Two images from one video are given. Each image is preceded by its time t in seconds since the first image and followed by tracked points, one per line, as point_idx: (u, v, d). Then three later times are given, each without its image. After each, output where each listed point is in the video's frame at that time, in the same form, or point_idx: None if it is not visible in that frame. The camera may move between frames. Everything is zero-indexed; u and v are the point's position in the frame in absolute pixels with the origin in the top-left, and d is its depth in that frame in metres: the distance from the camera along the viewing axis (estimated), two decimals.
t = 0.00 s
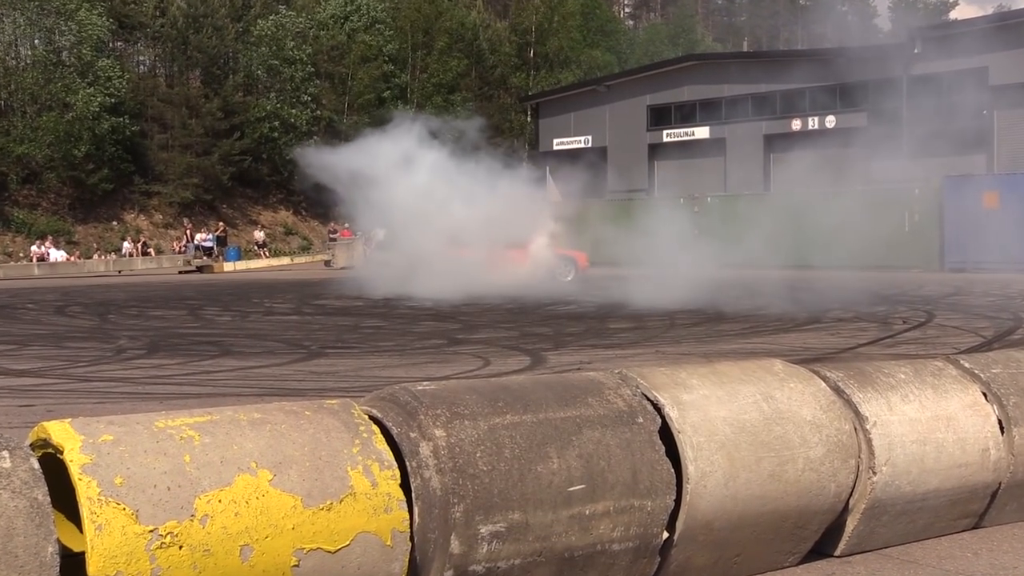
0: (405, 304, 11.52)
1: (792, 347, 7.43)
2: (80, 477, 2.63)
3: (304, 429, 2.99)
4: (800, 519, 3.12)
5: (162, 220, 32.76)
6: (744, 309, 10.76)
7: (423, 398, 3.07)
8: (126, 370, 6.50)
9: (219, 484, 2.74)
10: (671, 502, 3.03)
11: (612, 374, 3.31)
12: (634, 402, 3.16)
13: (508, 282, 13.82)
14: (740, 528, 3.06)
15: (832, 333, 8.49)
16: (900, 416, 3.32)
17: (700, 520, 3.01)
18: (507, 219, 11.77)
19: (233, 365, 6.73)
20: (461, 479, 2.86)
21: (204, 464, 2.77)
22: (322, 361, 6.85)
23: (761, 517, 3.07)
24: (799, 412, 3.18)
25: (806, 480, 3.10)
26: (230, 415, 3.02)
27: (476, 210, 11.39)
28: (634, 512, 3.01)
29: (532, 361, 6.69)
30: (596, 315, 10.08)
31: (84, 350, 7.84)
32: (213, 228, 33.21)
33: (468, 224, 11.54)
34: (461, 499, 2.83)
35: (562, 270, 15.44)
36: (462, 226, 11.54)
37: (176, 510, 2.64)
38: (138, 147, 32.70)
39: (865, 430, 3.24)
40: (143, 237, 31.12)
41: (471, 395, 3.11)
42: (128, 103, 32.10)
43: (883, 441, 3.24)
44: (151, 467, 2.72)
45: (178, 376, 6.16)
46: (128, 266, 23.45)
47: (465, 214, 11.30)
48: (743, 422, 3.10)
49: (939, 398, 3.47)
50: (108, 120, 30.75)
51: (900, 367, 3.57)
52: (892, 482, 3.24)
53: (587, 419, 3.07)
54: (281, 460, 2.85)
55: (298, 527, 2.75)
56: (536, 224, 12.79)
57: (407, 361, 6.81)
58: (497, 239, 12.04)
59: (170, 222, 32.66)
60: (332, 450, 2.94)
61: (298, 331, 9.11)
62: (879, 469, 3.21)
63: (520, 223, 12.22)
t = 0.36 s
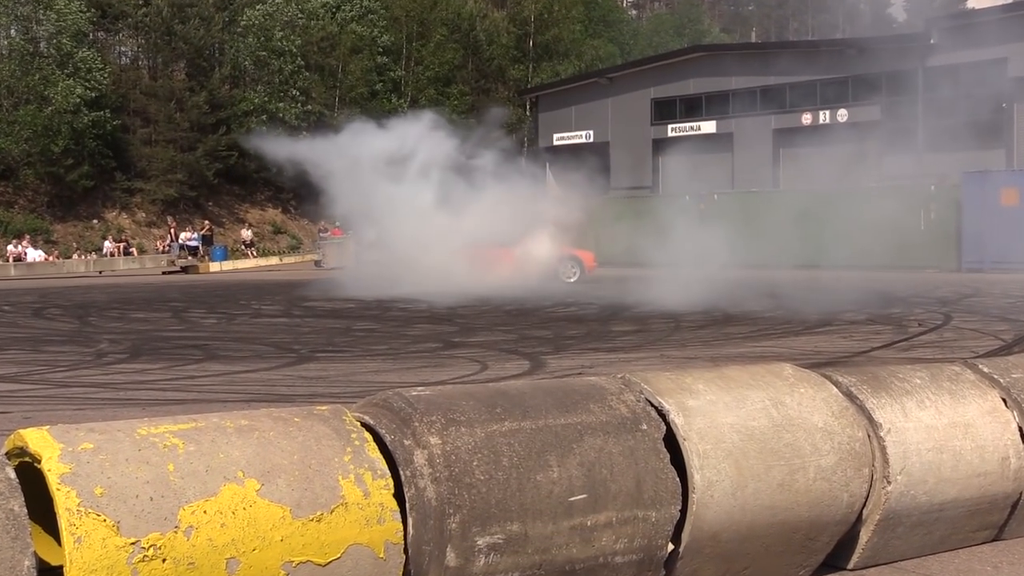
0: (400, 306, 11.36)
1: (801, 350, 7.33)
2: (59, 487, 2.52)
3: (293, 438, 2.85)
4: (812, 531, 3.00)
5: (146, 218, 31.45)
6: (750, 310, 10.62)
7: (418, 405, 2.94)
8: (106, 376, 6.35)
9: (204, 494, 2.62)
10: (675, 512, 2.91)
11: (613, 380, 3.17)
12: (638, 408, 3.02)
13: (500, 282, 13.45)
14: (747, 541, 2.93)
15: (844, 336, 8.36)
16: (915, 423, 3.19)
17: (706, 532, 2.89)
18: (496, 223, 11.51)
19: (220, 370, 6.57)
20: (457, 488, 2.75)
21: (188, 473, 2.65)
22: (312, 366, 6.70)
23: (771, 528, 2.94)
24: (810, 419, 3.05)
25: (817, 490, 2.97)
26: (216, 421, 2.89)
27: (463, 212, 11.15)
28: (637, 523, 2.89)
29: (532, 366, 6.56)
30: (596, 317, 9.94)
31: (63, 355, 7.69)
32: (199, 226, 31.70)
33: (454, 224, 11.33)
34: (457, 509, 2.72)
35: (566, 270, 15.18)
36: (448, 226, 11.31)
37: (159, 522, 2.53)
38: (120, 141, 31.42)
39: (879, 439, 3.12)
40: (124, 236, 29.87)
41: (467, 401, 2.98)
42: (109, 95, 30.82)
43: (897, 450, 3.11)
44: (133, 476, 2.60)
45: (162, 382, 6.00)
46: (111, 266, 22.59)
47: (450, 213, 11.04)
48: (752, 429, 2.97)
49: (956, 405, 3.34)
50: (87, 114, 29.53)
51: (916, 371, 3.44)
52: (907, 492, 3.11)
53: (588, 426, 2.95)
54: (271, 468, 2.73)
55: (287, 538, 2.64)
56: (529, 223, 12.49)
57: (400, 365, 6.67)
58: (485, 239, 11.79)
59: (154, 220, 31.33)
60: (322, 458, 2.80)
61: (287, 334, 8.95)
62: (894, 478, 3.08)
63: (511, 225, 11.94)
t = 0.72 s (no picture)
0: (391, 305, 10.96)
1: (823, 358, 7.04)
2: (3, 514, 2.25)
3: (265, 456, 2.55)
4: (846, 559, 2.69)
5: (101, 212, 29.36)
6: (765, 312, 10.14)
7: (409, 419, 2.64)
8: (59, 389, 6.01)
9: (167, 520, 2.34)
10: (693, 539, 2.62)
11: (624, 392, 2.86)
12: (651, 423, 2.71)
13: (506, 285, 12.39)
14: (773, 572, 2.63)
15: (884, 342, 8.02)
16: (964, 442, 2.80)
17: (727, 561, 2.60)
18: (482, 216, 10.81)
19: (191, 381, 6.26)
20: (448, 515, 2.45)
21: (148, 496, 2.36)
22: (287, 376, 6.38)
23: (801, 557, 2.64)
24: (844, 435, 2.72)
25: (851, 515, 2.66)
26: (181, 438, 2.58)
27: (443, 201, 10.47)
28: (650, 553, 2.59)
29: (532, 376, 6.28)
30: (601, 322, 9.54)
31: (16, 364, 7.33)
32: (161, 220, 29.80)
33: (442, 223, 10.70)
34: (450, 538, 2.43)
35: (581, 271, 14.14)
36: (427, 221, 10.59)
37: (115, 553, 2.26)
38: (72, 124, 29.37)
39: (922, 459, 2.76)
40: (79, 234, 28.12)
41: (460, 415, 2.67)
42: (58, 74, 29.07)
43: (942, 472, 2.74)
44: (85, 501, 2.32)
45: (120, 395, 5.68)
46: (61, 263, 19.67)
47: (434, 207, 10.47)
48: (779, 447, 2.66)
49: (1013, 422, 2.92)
50: (37, 95, 27.57)
51: (966, 385, 3.02)
52: (952, 520, 2.74)
53: (595, 443, 2.64)
54: (241, 491, 2.44)
55: (259, 570, 2.38)
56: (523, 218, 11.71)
57: (386, 376, 6.33)
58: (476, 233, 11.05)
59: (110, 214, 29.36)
60: (298, 480, 2.51)
61: (262, 340, 8.54)
62: (938, 503, 2.73)
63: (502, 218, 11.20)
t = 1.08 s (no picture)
0: (382, 307, 10.14)
1: (868, 370, 6.21)
2: None
3: (236, 476, 2.27)
4: None
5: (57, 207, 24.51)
6: (793, 316, 8.83)
7: (400, 434, 2.37)
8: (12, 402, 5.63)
9: (128, 547, 2.09)
10: (711, 567, 2.37)
11: (636, 403, 2.59)
12: (666, 438, 2.44)
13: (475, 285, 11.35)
14: None
15: (908, 343, 7.51)
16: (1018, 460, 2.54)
17: None
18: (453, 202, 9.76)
19: (162, 391, 5.92)
20: (442, 541, 2.20)
21: (108, 521, 2.10)
22: (263, 387, 6.03)
23: None
24: (883, 453, 2.45)
25: (891, 541, 2.40)
26: (145, 455, 2.30)
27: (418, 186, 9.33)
28: None
29: (535, 388, 5.92)
30: (616, 327, 8.63)
31: None
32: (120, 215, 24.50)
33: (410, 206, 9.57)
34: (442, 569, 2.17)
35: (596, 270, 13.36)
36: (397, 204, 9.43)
37: None
38: (21, 108, 23.72)
39: (971, 480, 2.49)
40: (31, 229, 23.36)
41: (456, 430, 2.40)
42: (6, 49, 23.23)
43: (991, 493, 2.48)
44: (33, 525, 2.05)
45: (76, 410, 5.33)
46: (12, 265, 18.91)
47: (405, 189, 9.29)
48: (810, 467, 2.39)
49: None
50: None
51: (1016, 397, 2.76)
52: (1004, 547, 2.48)
53: (605, 461, 2.37)
54: (212, 514, 2.17)
55: None
56: (498, 209, 10.62)
57: (371, 393, 5.79)
58: (445, 226, 10.02)
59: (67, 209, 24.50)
60: (275, 502, 2.24)
61: (236, 347, 7.75)
62: (988, 529, 2.47)
63: (478, 212, 10.11)
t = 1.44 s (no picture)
0: (347, 311, 9.38)
1: (888, 383, 5.81)
2: None
3: (184, 501, 2.01)
4: None
5: None
6: (808, 321, 8.20)
7: (368, 453, 2.11)
8: None
9: None
10: None
11: (629, 420, 2.33)
12: (665, 458, 2.18)
13: (416, 281, 10.45)
14: None
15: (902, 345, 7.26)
16: None
17: None
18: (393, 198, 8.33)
19: (99, 407, 5.56)
20: (414, 575, 1.95)
21: (36, 555, 1.83)
22: (224, 401, 5.68)
23: None
24: (909, 476, 2.21)
25: (917, 573, 2.16)
26: (80, 478, 2.03)
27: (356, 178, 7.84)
28: None
29: (519, 403, 5.53)
30: (608, 335, 7.99)
31: None
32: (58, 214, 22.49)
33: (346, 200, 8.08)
34: None
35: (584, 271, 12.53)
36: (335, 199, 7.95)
37: None
38: None
39: (1006, 505, 2.26)
40: None
41: (432, 449, 2.14)
42: None
43: None
44: None
45: (12, 431, 4.97)
46: None
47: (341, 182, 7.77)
48: (826, 489, 2.14)
49: None
50: None
51: None
52: None
53: (598, 483, 2.11)
54: (156, 544, 1.91)
55: None
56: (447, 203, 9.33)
57: (334, 413, 5.34)
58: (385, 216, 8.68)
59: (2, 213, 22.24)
60: (228, 530, 1.98)
61: (183, 356, 7.19)
62: None
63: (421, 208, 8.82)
